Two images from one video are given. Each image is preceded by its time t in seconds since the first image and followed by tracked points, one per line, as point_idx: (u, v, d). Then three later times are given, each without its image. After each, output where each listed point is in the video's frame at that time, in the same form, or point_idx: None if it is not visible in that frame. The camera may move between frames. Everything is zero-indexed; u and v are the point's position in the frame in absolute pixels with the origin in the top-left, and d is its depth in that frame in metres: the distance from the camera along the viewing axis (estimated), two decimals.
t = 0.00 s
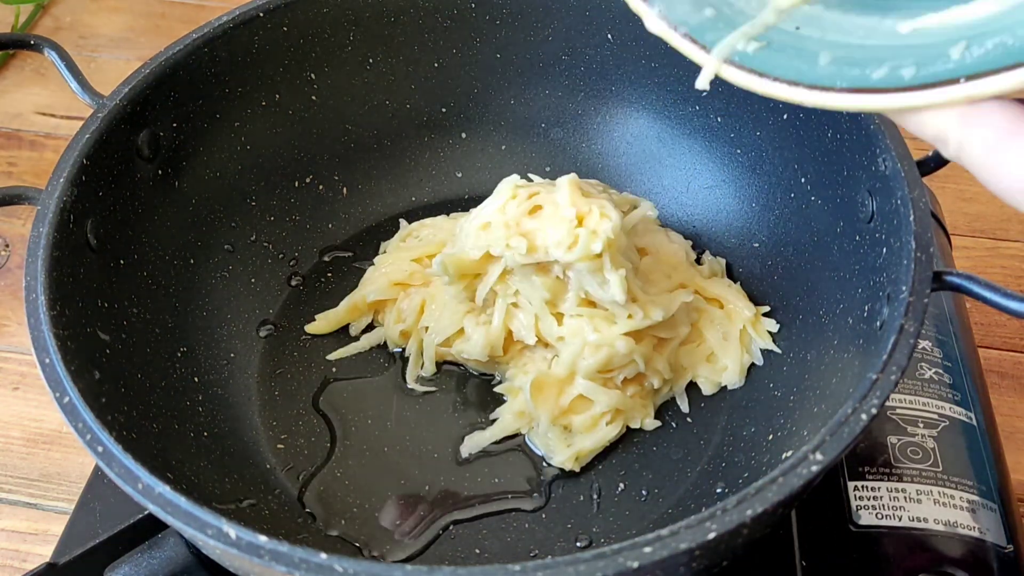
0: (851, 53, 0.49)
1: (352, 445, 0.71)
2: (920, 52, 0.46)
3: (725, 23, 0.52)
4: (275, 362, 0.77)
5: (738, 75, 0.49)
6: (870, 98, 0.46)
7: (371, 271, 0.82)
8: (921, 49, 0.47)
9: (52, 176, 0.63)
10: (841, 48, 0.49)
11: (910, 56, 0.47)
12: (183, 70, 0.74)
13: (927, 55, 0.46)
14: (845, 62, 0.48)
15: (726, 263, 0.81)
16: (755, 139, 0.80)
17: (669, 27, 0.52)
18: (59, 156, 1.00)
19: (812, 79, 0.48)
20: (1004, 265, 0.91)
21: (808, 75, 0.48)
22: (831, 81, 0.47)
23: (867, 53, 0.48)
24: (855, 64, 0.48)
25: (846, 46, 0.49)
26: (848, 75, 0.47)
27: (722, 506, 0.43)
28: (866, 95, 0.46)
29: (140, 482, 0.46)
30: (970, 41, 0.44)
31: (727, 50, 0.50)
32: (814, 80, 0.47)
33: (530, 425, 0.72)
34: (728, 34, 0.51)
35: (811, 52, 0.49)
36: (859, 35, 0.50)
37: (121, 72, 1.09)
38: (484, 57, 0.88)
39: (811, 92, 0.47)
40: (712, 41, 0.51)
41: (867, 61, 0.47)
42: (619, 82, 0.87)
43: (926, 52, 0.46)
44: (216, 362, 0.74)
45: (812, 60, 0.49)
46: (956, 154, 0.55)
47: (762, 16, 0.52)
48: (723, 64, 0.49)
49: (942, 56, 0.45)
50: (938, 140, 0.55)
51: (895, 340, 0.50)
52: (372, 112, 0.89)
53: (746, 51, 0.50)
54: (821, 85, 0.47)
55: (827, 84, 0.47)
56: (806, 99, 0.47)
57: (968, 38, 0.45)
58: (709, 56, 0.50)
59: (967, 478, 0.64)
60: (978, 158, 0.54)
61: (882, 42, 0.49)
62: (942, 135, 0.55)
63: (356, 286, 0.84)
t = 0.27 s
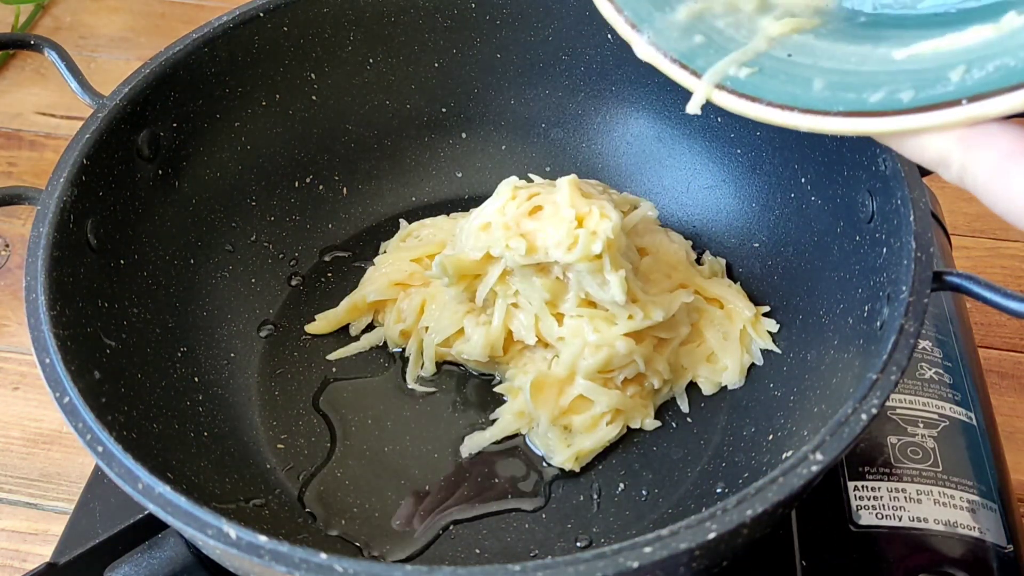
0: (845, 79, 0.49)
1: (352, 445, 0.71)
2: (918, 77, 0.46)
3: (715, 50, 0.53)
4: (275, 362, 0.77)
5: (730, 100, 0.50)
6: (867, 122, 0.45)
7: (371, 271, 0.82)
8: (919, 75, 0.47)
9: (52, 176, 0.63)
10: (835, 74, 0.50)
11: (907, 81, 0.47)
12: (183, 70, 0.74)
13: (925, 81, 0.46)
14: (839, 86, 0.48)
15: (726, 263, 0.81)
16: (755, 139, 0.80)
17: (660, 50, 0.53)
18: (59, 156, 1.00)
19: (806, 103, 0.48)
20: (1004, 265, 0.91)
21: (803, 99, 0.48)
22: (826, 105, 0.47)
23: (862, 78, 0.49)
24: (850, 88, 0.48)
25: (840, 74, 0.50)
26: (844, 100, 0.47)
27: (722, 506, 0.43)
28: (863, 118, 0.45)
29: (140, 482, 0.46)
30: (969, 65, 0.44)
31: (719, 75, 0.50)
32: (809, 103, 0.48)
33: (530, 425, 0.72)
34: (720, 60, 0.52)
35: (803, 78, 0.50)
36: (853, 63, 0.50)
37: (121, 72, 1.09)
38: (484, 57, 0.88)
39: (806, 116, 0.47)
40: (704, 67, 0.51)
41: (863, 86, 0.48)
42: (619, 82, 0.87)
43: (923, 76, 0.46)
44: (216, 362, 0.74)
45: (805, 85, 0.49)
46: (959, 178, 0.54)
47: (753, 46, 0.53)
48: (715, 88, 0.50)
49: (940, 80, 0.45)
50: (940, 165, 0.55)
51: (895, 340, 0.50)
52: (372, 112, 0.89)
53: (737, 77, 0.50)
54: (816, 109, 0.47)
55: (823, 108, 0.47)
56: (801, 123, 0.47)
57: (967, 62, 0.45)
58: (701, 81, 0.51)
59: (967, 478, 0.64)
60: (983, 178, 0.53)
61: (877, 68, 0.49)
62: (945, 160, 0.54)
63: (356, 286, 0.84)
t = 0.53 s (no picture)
0: (869, 64, 0.48)
1: (352, 446, 0.71)
2: (941, 62, 0.46)
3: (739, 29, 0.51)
4: (275, 362, 0.77)
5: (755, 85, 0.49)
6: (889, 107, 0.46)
7: (371, 272, 0.82)
8: (942, 61, 0.46)
9: (52, 176, 0.63)
10: (859, 58, 0.49)
11: (930, 66, 0.46)
12: (183, 70, 0.74)
13: (947, 66, 0.46)
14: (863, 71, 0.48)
15: (726, 263, 0.81)
16: (755, 139, 0.80)
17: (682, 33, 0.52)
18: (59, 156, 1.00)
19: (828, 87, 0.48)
20: (1004, 265, 0.91)
21: (824, 83, 0.48)
22: (848, 89, 0.47)
23: (885, 63, 0.48)
24: (873, 73, 0.47)
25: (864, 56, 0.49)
26: (866, 85, 0.47)
27: (722, 506, 0.43)
28: (884, 104, 0.46)
29: (140, 482, 0.46)
30: (993, 52, 0.44)
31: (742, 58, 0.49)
32: (831, 87, 0.47)
33: (530, 425, 0.72)
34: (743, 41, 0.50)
35: (826, 61, 0.49)
36: (878, 46, 0.49)
37: (121, 72, 1.09)
38: (484, 57, 0.88)
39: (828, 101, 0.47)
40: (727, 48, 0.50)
41: (886, 71, 0.47)
42: (619, 82, 0.87)
43: (946, 62, 0.46)
44: (216, 362, 0.74)
45: (828, 69, 0.48)
46: (979, 163, 0.58)
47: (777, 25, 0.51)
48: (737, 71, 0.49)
49: (963, 67, 0.45)
50: (961, 151, 0.59)
51: (895, 340, 0.50)
52: (372, 112, 0.89)
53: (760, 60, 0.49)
54: (838, 92, 0.47)
55: (845, 93, 0.47)
56: (822, 107, 0.47)
57: (991, 49, 0.45)
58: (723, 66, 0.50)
59: (967, 478, 0.64)
60: (1001, 160, 0.57)
61: (902, 53, 0.48)
62: (966, 145, 0.58)
63: (356, 286, 0.84)
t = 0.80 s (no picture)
0: (871, 108, 0.49)
1: (352, 446, 0.71)
2: (942, 107, 0.47)
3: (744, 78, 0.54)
4: (275, 362, 0.77)
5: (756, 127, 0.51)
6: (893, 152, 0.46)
7: (371, 272, 0.82)
8: (941, 104, 0.47)
9: (52, 176, 0.63)
10: (862, 103, 0.50)
11: (931, 110, 0.47)
12: (183, 70, 0.74)
13: (947, 110, 0.46)
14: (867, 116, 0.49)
15: (726, 263, 0.81)
16: (755, 139, 0.80)
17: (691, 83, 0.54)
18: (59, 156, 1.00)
19: (834, 134, 0.48)
20: (1004, 265, 0.91)
21: (829, 129, 0.49)
22: (853, 135, 0.48)
23: (887, 108, 0.49)
24: (875, 118, 0.48)
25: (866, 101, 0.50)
26: (868, 130, 0.48)
27: (722, 506, 0.43)
28: (888, 149, 0.46)
29: (140, 482, 0.46)
30: (992, 96, 0.44)
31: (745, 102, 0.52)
32: (836, 133, 0.48)
33: (530, 426, 0.72)
34: (749, 90, 0.52)
35: (830, 107, 0.50)
36: (880, 92, 0.50)
37: (121, 72, 1.09)
38: (484, 57, 0.88)
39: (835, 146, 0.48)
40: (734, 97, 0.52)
41: (887, 116, 0.48)
42: (619, 82, 0.87)
43: (946, 106, 0.46)
44: (216, 362, 0.74)
45: (832, 114, 0.50)
46: (983, 207, 0.57)
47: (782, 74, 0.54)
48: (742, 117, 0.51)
49: (963, 111, 0.45)
50: (964, 193, 0.57)
51: (895, 340, 0.50)
52: (372, 112, 0.89)
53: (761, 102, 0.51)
54: (842, 138, 0.48)
55: (849, 137, 0.48)
56: (828, 153, 0.48)
57: (990, 93, 0.45)
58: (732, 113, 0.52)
59: (967, 478, 0.64)
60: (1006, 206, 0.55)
61: (904, 98, 0.49)
62: (968, 189, 0.57)
63: (356, 286, 0.84)
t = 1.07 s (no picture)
0: (877, 76, 0.49)
1: (352, 445, 0.71)
2: (951, 78, 0.46)
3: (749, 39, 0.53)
4: (275, 362, 0.77)
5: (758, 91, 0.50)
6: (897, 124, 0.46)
7: (371, 272, 0.82)
8: (950, 75, 0.47)
9: (52, 176, 0.63)
10: (868, 71, 0.49)
11: (939, 82, 0.47)
12: (183, 70, 0.74)
13: (956, 82, 0.46)
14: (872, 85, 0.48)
15: (726, 263, 0.81)
16: (755, 139, 0.80)
17: (692, 45, 0.54)
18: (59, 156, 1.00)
19: (838, 102, 0.48)
20: (1004, 266, 0.91)
21: (833, 97, 0.48)
22: (859, 105, 0.47)
23: (895, 77, 0.48)
24: (881, 87, 0.48)
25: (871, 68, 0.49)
26: (874, 100, 0.47)
27: (722, 506, 0.43)
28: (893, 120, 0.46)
29: (140, 482, 0.46)
30: (1001, 69, 0.44)
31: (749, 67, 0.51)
32: (840, 102, 0.48)
33: (530, 426, 0.72)
34: (751, 53, 0.52)
35: (836, 74, 0.50)
36: (887, 59, 0.50)
37: (121, 72, 1.09)
38: (484, 57, 0.88)
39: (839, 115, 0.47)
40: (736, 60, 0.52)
41: (894, 86, 0.48)
42: (619, 82, 0.87)
43: (956, 78, 0.46)
44: (216, 362, 0.74)
45: (836, 82, 0.49)
46: (988, 181, 0.57)
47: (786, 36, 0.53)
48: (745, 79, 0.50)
49: (972, 83, 0.45)
50: (971, 168, 0.58)
51: (895, 340, 0.50)
52: (372, 112, 0.89)
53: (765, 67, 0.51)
54: (847, 108, 0.48)
55: (853, 107, 0.47)
56: (830, 121, 0.48)
57: (999, 66, 0.45)
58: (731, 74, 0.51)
59: (967, 478, 0.64)
60: (1009, 180, 0.56)
61: (910, 66, 0.49)
62: (974, 163, 0.58)
63: (356, 286, 0.84)
